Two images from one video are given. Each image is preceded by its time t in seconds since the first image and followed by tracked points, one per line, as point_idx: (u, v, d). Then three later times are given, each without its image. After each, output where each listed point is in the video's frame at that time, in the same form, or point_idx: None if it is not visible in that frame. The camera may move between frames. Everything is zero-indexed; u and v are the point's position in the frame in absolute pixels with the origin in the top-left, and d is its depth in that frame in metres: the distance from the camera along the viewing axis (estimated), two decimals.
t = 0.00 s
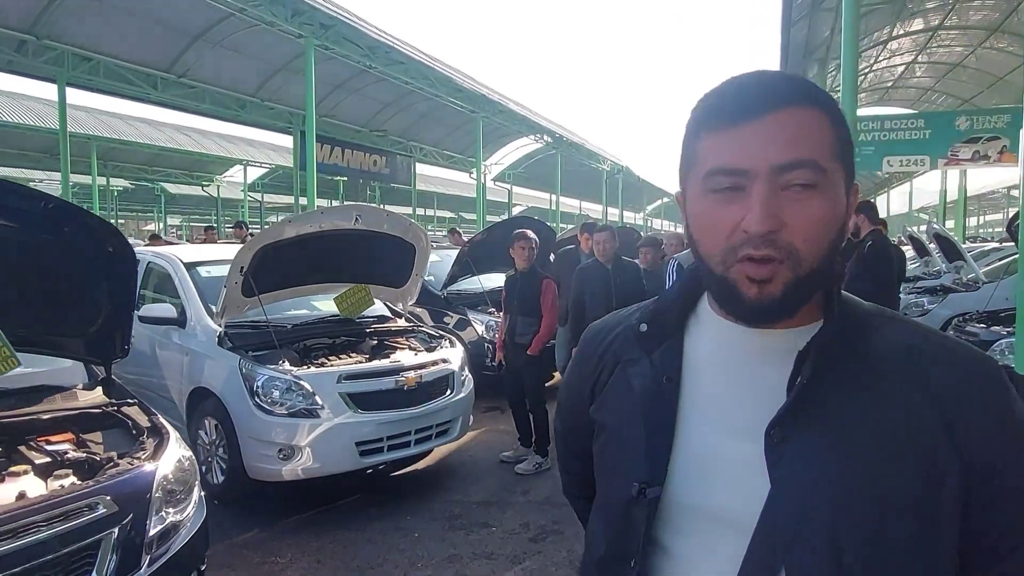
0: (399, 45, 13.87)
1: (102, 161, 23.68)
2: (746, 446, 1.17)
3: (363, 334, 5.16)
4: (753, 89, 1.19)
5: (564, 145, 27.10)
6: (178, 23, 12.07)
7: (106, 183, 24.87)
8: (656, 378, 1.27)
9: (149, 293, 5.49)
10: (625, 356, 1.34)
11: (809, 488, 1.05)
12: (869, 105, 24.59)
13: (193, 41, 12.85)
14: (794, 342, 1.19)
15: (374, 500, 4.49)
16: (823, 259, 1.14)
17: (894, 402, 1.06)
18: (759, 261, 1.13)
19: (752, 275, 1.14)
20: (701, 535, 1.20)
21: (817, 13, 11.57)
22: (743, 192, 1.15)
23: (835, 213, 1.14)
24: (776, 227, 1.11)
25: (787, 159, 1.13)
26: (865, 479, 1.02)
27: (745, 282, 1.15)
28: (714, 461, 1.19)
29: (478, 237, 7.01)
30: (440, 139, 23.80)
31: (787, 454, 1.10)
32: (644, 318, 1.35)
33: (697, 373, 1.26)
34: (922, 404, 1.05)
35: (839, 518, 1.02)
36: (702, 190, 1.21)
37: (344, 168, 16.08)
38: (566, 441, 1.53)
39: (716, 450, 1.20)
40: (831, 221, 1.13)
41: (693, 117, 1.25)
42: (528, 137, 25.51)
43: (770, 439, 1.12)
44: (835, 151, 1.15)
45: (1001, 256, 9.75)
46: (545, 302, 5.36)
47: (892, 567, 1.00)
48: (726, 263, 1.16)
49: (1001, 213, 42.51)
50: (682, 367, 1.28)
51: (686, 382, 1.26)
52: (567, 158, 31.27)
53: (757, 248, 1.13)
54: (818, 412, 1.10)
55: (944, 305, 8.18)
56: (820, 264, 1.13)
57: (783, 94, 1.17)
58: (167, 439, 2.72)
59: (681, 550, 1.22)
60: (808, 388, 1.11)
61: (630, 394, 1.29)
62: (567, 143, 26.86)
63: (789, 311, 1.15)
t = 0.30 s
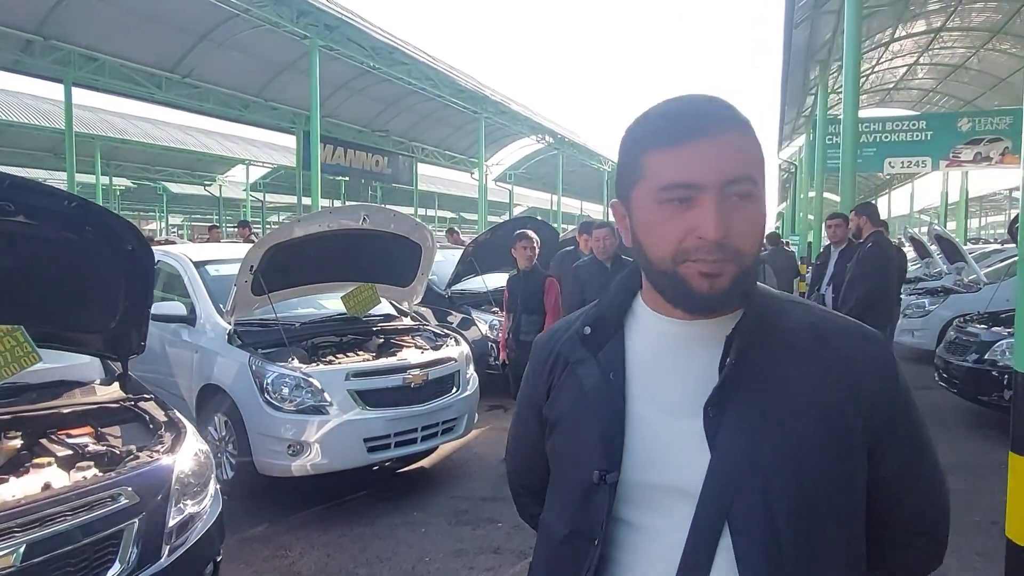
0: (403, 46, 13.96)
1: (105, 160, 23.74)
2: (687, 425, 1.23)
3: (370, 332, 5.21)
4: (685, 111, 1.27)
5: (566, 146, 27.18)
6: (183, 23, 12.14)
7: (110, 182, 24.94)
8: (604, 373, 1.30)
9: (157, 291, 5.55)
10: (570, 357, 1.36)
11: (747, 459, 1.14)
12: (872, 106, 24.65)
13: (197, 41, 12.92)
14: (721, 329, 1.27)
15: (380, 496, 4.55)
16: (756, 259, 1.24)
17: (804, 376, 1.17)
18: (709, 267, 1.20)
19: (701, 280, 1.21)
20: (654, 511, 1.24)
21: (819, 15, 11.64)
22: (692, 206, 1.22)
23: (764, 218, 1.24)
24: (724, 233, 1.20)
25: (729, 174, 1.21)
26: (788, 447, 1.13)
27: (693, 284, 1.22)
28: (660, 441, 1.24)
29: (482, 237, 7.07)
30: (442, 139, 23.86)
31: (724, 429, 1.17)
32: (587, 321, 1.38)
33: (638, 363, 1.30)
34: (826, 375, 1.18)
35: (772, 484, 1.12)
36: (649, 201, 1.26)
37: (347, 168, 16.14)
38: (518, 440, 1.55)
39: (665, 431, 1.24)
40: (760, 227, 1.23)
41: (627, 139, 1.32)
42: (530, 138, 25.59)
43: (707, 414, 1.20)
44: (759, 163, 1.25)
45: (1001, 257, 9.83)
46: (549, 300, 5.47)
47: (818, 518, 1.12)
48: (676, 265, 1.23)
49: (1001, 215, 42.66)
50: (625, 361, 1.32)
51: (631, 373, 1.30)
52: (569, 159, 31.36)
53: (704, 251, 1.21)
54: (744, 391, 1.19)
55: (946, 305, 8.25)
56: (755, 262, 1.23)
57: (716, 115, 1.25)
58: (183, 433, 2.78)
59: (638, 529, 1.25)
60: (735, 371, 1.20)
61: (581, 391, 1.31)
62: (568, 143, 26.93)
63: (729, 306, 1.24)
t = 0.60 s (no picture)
0: (404, 47, 14.03)
1: (107, 160, 23.81)
2: (659, 414, 1.29)
3: (371, 332, 5.26)
4: (642, 122, 1.35)
5: (566, 147, 27.24)
6: (185, 24, 12.21)
7: (111, 181, 25.01)
8: (580, 367, 1.35)
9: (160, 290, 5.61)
10: (545, 354, 1.40)
11: (718, 444, 1.20)
12: (871, 109, 24.72)
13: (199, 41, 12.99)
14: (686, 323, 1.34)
15: (381, 493, 4.60)
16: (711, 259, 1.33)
17: (762, 362, 1.25)
18: (667, 266, 1.29)
19: (661, 278, 1.29)
20: (633, 494, 1.29)
21: (817, 19, 11.71)
22: (651, 212, 1.30)
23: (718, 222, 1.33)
24: (680, 235, 1.28)
25: (682, 180, 1.30)
26: (753, 429, 1.21)
27: (652, 281, 1.30)
28: (636, 427, 1.29)
29: (482, 238, 7.13)
30: (443, 140, 23.90)
31: (694, 414, 1.24)
32: (559, 319, 1.43)
33: (610, 356, 1.36)
34: (780, 360, 1.26)
35: (740, 462, 1.19)
36: (612, 207, 1.34)
37: (347, 168, 16.21)
38: (491, 436, 1.57)
39: (641, 419, 1.29)
40: (713, 227, 1.32)
41: (589, 151, 1.40)
42: (530, 139, 25.65)
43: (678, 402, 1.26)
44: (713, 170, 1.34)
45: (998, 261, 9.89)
46: (549, 298, 5.54)
47: (780, 492, 1.21)
48: (638, 265, 1.31)
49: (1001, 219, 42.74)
50: (599, 355, 1.37)
51: (604, 366, 1.35)
52: (570, 160, 31.43)
53: (663, 253, 1.29)
54: (713, 380, 1.25)
55: (943, 308, 8.31)
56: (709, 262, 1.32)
57: (670, 124, 1.33)
58: (190, 428, 2.84)
59: (618, 512, 1.30)
60: (703, 361, 1.26)
61: (557, 384, 1.35)
62: (569, 145, 27.00)
63: (687, 302, 1.32)
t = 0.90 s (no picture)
0: (406, 46, 14.07)
1: (108, 156, 23.82)
2: (656, 404, 1.32)
3: (373, 329, 5.29)
4: (636, 124, 1.39)
5: (567, 147, 27.29)
6: (188, 21, 12.23)
7: (111, 177, 25.01)
8: (579, 359, 1.39)
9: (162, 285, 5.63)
10: (547, 347, 1.44)
11: (711, 433, 1.24)
12: (872, 112, 24.78)
13: (202, 39, 13.01)
14: (682, 318, 1.38)
15: (381, 489, 4.64)
16: (701, 255, 1.36)
17: (756, 358, 1.29)
18: (656, 260, 1.33)
19: (651, 274, 1.33)
20: (629, 483, 1.32)
21: (819, 22, 11.74)
22: (640, 209, 1.34)
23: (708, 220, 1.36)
24: (668, 230, 1.32)
25: (671, 179, 1.33)
26: (743, 421, 1.24)
27: (643, 277, 1.34)
28: (633, 417, 1.33)
29: (483, 237, 7.16)
30: (444, 139, 23.92)
31: (689, 405, 1.28)
32: (561, 312, 1.47)
33: (609, 349, 1.40)
34: (773, 357, 1.30)
35: (731, 452, 1.23)
36: (606, 206, 1.38)
37: (348, 166, 16.24)
38: (495, 425, 1.61)
39: (637, 410, 1.33)
40: (704, 225, 1.35)
41: (589, 153, 1.44)
42: (531, 139, 25.68)
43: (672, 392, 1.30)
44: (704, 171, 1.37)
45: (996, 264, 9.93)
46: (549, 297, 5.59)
47: (770, 482, 1.24)
48: (630, 260, 1.35)
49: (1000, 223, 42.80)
50: (599, 348, 1.41)
51: (603, 358, 1.39)
52: (570, 160, 31.47)
53: (653, 248, 1.32)
54: (707, 374, 1.29)
55: (941, 311, 8.35)
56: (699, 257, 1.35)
57: (664, 127, 1.37)
58: (196, 423, 2.87)
59: (614, 500, 1.33)
60: (696, 355, 1.30)
61: (557, 376, 1.39)
62: (569, 145, 27.02)
63: (678, 296, 1.36)
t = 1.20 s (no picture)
0: (410, 44, 14.08)
1: (110, 151, 23.83)
2: (664, 399, 1.34)
3: (375, 326, 5.31)
4: (648, 123, 1.40)
5: (569, 147, 27.30)
6: (193, 18, 12.24)
7: (113, 172, 25.01)
8: (591, 353, 1.42)
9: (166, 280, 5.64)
10: (560, 341, 1.47)
11: (716, 429, 1.26)
12: (873, 115, 24.79)
13: (205, 35, 13.01)
14: (694, 316, 1.39)
15: (381, 485, 4.66)
16: (710, 254, 1.37)
17: (765, 356, 1.31)
18: (664, 259, 1.35)
19: (660, 270, 1.35)
20: (634, 476, 1.34)
21: (822, 24, 11.75)
22: (649, 207, 1.36)
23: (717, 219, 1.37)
24: (676, 228, 1.33)
25: (680, 176, 1.35)
26: (749, 417, 1.26)
27: (652, 275, 1.36)
28: (641, 410, 1.35)
29: (485, 236, 7.17)
30: (445, 137, 23.92)
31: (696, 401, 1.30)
32: (576, 307, 1.49)
33: (620, 344, 1.42)
34: (783, 355, 1.32)
35: (737, 448, 1.25)
36: (618, 204, 1.40)
37: (350, 164, 16.26)
38: (510, 417, 1.64)
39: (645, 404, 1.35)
40: (714, 223, 1.36)
41: (604, 152, 1.46)
42: (532, 138, 25.68)
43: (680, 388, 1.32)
44: (714, 171, 1.37)
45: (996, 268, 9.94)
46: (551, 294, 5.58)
47: (774, 479, 1.26)
48: (641, 257, 1.37)
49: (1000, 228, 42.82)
50: (610, 343, 1.43)
51: (613, 354, 1.42)
52: (571, 159, 31.46)
53: (662, 246, 1.34)
54: (716, 370, 1.31)
55: (940, 314, 8.37)
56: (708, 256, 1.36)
57: (677, 126, 1.38)
58: (201, 417, 2.89)
59: (619, 492, 1.35)
60: (705, 351, 1.32)
61: (570, 369, 1.42)
62: (571, 145, 27.03)
63: (688, 294, 1.37)
